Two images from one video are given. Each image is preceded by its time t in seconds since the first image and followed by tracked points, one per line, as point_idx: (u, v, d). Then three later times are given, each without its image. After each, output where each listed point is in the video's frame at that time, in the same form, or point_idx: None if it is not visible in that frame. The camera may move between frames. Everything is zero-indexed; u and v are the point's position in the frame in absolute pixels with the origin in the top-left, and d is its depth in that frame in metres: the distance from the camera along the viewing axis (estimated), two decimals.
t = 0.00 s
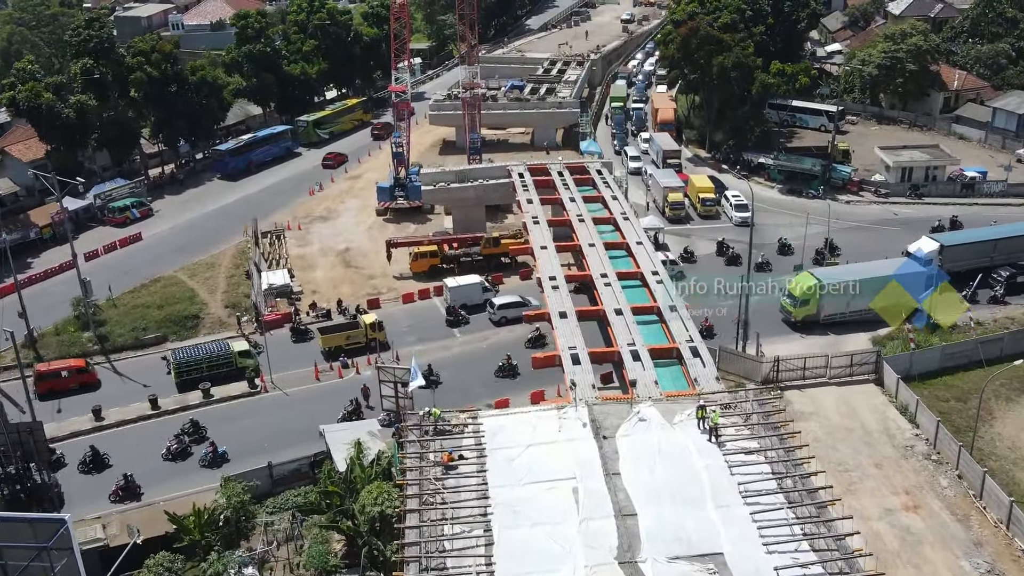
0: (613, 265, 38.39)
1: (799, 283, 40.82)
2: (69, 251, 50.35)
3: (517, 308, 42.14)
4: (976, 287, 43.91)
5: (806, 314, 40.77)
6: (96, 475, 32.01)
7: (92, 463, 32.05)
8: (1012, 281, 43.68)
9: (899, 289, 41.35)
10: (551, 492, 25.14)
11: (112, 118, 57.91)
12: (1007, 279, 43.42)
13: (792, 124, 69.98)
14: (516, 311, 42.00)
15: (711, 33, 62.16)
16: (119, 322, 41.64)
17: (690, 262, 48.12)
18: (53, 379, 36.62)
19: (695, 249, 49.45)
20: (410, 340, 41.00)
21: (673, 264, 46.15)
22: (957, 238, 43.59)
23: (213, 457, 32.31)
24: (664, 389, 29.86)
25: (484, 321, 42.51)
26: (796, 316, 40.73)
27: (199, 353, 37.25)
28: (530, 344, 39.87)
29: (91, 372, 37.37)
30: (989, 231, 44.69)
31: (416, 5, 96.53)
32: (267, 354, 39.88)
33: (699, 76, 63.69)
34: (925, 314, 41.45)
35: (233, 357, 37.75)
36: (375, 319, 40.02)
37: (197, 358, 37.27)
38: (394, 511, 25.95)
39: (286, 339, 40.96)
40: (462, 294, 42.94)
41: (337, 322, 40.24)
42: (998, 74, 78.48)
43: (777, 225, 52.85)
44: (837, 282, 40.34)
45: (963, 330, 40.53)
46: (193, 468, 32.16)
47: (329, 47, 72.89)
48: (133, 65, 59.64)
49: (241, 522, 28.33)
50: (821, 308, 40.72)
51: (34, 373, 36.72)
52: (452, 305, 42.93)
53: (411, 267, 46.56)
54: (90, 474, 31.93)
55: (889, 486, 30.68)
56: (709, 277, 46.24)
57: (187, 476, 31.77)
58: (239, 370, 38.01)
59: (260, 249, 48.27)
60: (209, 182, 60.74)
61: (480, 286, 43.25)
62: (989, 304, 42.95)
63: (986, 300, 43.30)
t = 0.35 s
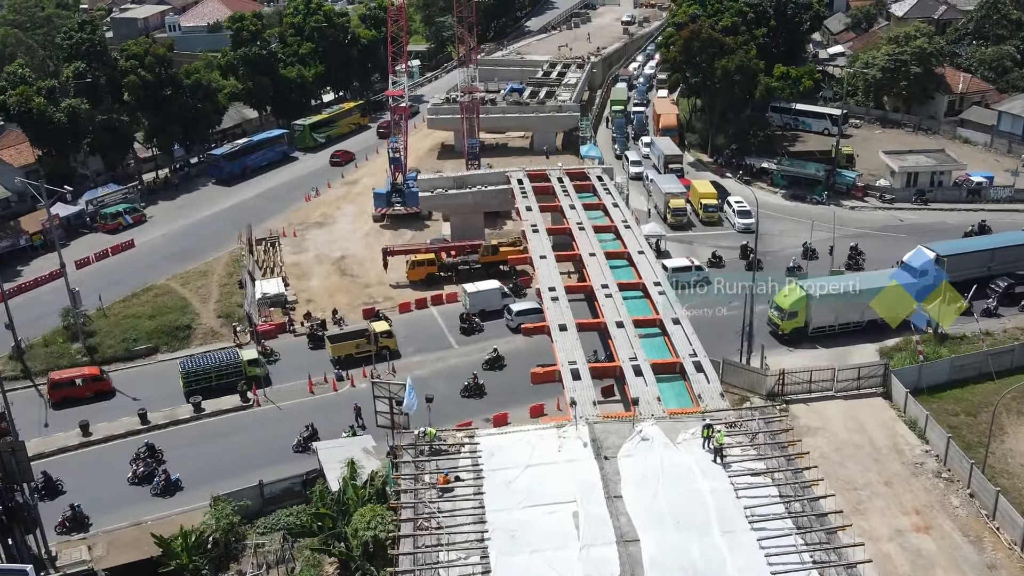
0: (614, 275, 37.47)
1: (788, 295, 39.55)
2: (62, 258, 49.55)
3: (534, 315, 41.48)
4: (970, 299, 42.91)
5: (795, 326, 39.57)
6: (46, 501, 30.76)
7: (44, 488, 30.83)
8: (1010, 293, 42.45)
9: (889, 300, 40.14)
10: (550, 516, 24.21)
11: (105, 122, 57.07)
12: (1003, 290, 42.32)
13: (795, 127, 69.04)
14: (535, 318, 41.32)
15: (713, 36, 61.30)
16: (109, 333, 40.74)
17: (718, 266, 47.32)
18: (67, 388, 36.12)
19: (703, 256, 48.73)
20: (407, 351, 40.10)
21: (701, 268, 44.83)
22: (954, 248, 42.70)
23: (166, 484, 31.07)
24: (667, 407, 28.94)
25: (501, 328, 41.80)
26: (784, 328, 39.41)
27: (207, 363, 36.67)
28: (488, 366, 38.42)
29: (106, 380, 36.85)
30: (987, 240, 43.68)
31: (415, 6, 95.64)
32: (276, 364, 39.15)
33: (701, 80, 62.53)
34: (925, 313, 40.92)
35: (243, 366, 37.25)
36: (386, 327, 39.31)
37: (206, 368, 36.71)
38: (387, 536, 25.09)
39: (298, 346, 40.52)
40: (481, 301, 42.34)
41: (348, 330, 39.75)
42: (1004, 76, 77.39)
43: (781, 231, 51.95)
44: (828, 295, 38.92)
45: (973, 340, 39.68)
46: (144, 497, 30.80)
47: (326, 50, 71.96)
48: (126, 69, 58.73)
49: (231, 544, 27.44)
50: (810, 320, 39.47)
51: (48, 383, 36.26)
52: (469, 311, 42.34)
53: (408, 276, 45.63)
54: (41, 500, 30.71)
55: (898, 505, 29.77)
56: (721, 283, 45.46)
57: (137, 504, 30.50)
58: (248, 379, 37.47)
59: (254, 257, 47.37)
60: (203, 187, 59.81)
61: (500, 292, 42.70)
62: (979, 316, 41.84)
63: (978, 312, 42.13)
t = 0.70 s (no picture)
0: (614, 286, 36.59)
1: (774, 308, 38.48)
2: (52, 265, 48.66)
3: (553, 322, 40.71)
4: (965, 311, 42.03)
5: (782, 340, 38.45)
6: None
7: None
8: (1007, 304, 41.63)
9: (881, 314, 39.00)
10: (549, 542, 23.27)
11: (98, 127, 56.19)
12: (1001, 301, 41.49)
13: (797, 131, 68.24)
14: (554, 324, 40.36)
15: (715, 39, 60.43)
16: (98, 344, 39.83)
17: (748, 270, 47.03)
18: (82, 397, 35.54)
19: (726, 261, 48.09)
20: (404, 363, 39.18)
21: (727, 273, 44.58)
22: (950, 258, 42.01)
23: (115, 516, 29.49)
24: (671, 426, 28.05)
25: (508, 336, 40.97)
26: (772, 343, 38.22)
27: (215, 374, 36.10)
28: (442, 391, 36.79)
29: (121, 389, 36.25)
30: (983, 250, 42.99)
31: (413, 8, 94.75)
32: (290, 373, 38.54)
33: (704, 83, 61.54)
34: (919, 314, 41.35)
35: (252, 376, 36.61)
36: (396, 335, 38.79)
37: (215, 378, 36.13)
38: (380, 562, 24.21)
39: (315, 354, 39.99)
40: (501, 306, 41.65)
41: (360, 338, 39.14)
42: (1009, 78, 76.33)
43: (784, 238, 51.11)
44: (816, 307, 37.77)
45: (982, 351, 38.75)
46: (92, 530, 29.25)
47: (323, 53, 71.05)
48: (119, 73, 57.82)
49: (219, 568, 26.51)
50: (797, 334, 38.34)
51: (63, 392, 35.68)
52: (489, 316, 41.70)
53: (404, 285, 44.72)
54: None
55: (908, 526, 28.88)
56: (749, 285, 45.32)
57: (82, 537, 28.99)
58: (258, 389, 36.82)
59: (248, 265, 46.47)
60: (198, 193, 58.86)
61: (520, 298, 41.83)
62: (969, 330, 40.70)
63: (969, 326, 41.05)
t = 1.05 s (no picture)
0: (615, 298, 35.69)
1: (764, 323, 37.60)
2: (41, 273, 47.79)
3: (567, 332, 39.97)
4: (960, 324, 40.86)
5: (771, 355, 37.54)
6: None
7: None
8: (1004, 316, 40.54)
9: (872, 328, 37.99)
10: (547, 571, 22.34)
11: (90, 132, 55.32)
12: (998, 314, 40.47)
13: (800, 135, 67.41)
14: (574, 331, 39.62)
15: (718, 42, 59.56)
16: (87, 357, 38.94)
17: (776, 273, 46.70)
18: (97, 407, 35.12)
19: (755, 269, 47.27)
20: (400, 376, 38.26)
21: (754, 277, 44.43)
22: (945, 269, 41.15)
23: (60, 552, 28.01)
24: (674, 446, 27.15)
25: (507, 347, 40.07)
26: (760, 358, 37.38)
27: (225, 385, 35.49)
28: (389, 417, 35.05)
29: (136, 399, 35.77)
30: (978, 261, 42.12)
31: (411, 9, 93.87)
32: (305, 383, 37.96)
33: (705, 88, 61.05)
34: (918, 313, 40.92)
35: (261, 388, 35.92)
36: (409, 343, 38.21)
37: (225, 389, 35.57)
38: None
39: (332, 362, 39.42)
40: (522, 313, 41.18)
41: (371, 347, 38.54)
42: (1014, 81, 75.45)
43: (788, 246, 50.28)
44: (805, 322, 36.77)
45: (992, 364, 37.83)
46: (34, 565, 27.82)
47: (320, 56, 70.16)
48: (112, 78, 56.89)
49: None
50: (786, 348, 37.37)
51: (78, 402, 35.27)
52: (510, 323, 41.20)
53: (402, 294, 43.84)
54: None
55: (920, 548, 27.97)
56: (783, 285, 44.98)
57: (26, 570, 27.62)
58: (268, 400, 36.17)
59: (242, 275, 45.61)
60: (192, 199, 57.97)
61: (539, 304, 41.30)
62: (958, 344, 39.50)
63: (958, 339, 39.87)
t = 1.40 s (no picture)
0: (616, 310, 34.79)
1: (749, 340, 36.74)
2: (30, 282, 46.90)
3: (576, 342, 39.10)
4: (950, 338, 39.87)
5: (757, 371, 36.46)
6: None
7: None
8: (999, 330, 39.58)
9: (867, 341, 37.06)
10: None
11: (82, 137, 54.40)
12: (993, 328, 39.49)
13: (802, 139, 66.62)
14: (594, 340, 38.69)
15: (721, 46, 58.72)
16: (76, 369, 38.06)
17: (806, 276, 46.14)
18: (112, 417, 34.57)
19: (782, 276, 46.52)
20: (394, 390, 37.33)
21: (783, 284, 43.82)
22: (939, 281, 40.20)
23: None
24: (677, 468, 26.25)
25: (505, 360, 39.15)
26: (746, 373, 36.33)
27: (233, 394, 34.79)
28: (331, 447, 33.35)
29: (152, 408, 35.27)
30: (976, 271, 41.04)
31: (410, 11, 92.97)
32: (322, 392, 37.36)
33: (707, 92, 60.22)
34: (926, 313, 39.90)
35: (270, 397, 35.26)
36: (421, 352, 37.51)
37: (233, 398, 34.85)
38: None
39: (342, 372, 38.69)
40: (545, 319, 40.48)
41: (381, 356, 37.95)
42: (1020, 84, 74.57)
43: (792, 253, 49.45)
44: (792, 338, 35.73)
45: (1002, 377, 36.91)
46: None
47: (316, 59, 69.28)
48: (105, 82, 55.90)
49: None
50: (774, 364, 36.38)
51: (94, 411, 34.76)
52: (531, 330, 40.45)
53: (398, 304, 42.94)
54: None
55: (931, 572, 27.09)
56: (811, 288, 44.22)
57: None
58: (277, 411, 35.51)
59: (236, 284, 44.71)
60: (186, 205, 57.07)
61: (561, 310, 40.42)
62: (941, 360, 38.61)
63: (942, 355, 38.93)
